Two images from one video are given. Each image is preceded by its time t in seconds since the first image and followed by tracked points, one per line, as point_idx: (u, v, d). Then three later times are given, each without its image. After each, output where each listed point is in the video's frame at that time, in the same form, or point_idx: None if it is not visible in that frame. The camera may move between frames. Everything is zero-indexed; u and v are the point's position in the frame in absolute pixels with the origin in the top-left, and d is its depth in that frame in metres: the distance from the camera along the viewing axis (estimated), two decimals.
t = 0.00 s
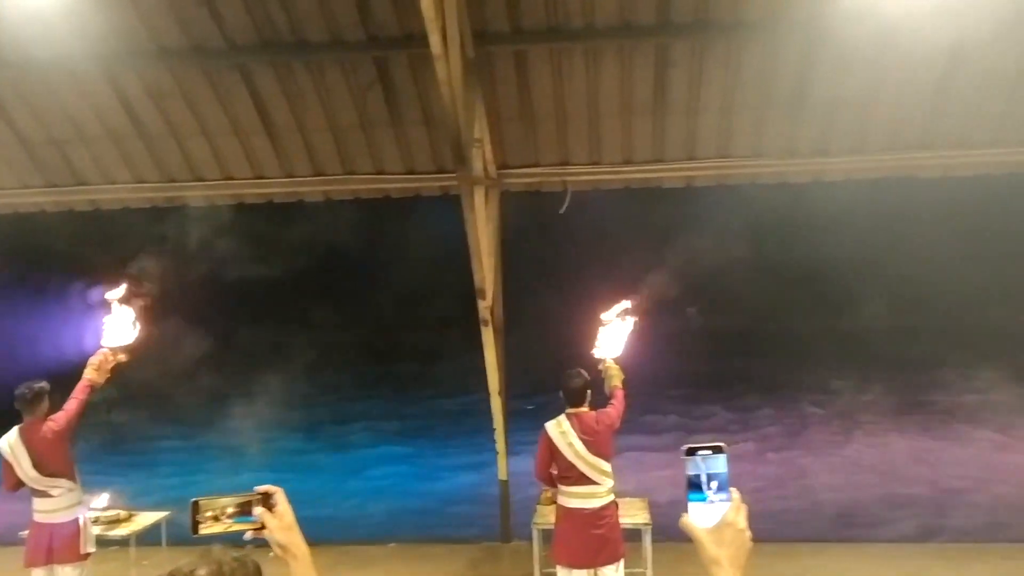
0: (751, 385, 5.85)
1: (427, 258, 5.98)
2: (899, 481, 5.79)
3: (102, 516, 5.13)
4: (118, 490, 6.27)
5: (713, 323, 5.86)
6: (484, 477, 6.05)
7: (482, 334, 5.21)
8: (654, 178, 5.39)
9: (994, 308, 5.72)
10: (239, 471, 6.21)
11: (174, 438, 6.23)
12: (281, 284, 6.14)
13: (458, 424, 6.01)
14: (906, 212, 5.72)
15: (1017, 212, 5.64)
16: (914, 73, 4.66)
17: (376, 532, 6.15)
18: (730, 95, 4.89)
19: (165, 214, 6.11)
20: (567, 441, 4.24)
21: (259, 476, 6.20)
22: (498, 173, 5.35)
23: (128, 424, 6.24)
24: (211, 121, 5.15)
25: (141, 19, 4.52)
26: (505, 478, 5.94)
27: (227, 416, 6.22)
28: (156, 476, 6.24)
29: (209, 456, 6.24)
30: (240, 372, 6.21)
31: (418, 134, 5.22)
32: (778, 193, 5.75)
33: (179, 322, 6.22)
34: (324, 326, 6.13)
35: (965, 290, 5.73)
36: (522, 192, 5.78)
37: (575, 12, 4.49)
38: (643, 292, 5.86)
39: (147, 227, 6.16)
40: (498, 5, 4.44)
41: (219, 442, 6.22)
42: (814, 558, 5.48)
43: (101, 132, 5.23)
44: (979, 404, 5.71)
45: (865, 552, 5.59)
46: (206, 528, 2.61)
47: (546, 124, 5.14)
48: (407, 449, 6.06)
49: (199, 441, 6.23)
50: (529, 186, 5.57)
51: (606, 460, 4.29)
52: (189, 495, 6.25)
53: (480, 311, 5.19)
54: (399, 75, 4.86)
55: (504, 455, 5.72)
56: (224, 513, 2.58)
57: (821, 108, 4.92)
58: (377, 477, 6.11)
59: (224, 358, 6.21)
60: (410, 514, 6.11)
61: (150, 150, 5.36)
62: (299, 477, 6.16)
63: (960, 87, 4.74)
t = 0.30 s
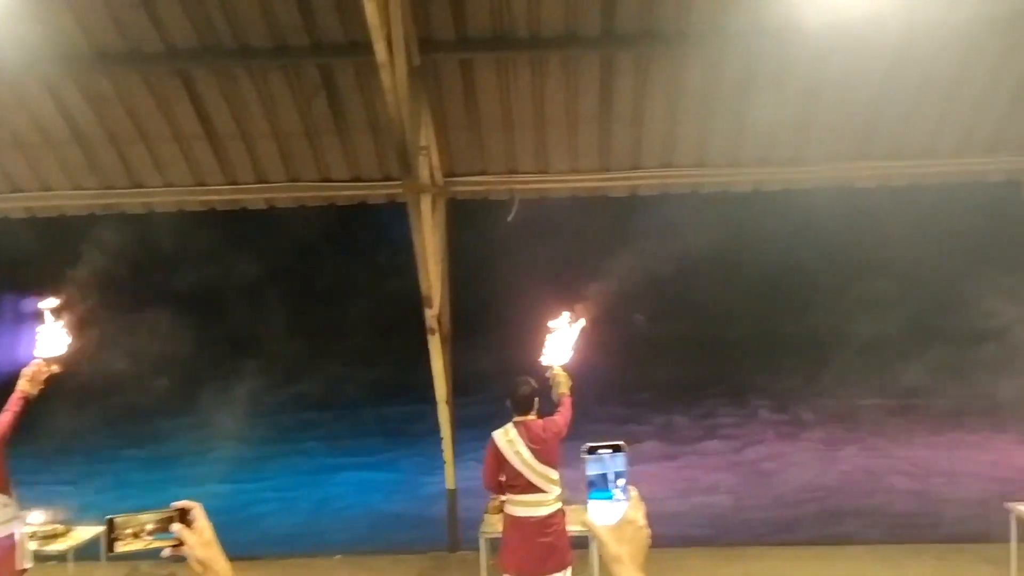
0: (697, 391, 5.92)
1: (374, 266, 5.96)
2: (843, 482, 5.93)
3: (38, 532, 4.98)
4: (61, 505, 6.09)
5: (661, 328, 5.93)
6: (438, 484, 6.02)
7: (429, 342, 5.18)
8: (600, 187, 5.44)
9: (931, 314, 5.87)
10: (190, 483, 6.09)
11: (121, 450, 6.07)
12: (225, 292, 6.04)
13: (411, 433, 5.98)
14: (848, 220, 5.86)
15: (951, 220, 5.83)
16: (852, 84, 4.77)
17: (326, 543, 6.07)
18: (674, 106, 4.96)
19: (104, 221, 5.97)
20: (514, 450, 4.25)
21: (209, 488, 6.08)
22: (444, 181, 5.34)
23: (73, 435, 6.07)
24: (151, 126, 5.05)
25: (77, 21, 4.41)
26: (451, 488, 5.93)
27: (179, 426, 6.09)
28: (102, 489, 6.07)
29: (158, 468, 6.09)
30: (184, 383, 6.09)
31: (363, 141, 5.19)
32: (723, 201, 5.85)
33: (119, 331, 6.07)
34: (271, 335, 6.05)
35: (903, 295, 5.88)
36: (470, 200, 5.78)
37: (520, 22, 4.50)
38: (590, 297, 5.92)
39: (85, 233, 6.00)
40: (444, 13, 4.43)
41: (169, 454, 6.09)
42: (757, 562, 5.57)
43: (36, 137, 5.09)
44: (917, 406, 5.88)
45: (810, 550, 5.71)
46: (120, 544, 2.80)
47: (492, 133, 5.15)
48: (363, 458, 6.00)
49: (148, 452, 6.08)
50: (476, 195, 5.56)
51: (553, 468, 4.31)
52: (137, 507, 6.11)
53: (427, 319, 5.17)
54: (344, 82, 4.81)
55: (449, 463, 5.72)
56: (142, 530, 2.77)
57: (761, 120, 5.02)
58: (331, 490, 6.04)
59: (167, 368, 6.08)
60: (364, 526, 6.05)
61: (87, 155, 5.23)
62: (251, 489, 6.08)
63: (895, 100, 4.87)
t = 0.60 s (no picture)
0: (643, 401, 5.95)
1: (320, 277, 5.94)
2: (784, 489, 6.03)
3: None
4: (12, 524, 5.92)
5: (604, 340, 5.95)
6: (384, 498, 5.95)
7: (373, 354, 5.10)
8: (546, 199, 5.46)
9: (870, 325, 6.01)
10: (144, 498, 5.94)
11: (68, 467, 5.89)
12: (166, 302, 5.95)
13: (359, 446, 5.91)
14: (788, 232, 6.01)
15: (886, 233, 6.02)
16: (790, 102, 4.89)
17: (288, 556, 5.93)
18: (617, 120, 5.01)
19: (41, 232, 5.84)
20: (461, 462, 4.24)
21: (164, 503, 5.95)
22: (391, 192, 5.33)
23: (16, 451, 5.89)
24: (88, 134, 4.94)
25: (10, 26, 4.30)
26: (399, 501, 5.66)
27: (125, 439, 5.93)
28: (48, 506, 5.89)
29: (107, 484, 5.91)
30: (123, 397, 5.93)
31: (306, 152, 5.15)
32: (666, 213, 5.94)
33: (55, 344, 5.92)
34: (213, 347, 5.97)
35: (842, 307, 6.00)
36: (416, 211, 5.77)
37: (465, 35, 4.50)
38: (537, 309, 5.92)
39: (21, 244, 5.87)
40: (388, 24, 4.42)
41: (118, 469, 5.93)
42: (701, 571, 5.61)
43: None
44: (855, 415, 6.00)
45: (756, 555, 5.78)
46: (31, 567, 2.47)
47: (438, 144, 5.14)
48: (319, 470, 5.92)
49: (96, 468, 5.90)
50: (422, 207, 5.54)
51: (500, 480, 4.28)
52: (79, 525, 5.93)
53: (371, 331, 5.10)
54: (287, 92, 4.77)
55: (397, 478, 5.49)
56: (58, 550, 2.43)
57: (703, 135, 5.10)
58: (288, 503, 5.94)
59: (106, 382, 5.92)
60: (322, 539, 5.93)
61: (21, 163, 5.09)
62: (207, 502, 5.96)
63: (831, 117, 4.99)
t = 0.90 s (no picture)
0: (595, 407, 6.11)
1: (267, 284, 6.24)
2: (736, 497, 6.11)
3: None
4: (4, 536, 6.19)
5: (555, 350, 6.15)
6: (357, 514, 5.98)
7: (325, 365, 4.99)
8: (500, 209, 5.47)
9: (807, 335, 6.27)
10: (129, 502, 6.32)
11: (55, 477, 6.27)
12: (143, 314, 6.49)
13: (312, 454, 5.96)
14: (724, 247, 6.36)
15: (818, 247, 6.36)
16: (742, 113, 4.96)
17: (265, 570, 5.96)
18: (571, 132, 5.04)
19: None
20: (415, 472, 4.09)
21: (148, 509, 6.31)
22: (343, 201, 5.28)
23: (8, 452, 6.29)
24: (32, 140, 4.84)
25: None
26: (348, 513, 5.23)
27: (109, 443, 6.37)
28: (37, 509, 6.22)
29: (95, 491, 6.32)
30: (101, 401, 6.41)
31: (257, 160, 5.10)
32: (609, 229, 6.23)
33: None
34: (186, 356, 6.47)
35: (780, 317, 6.29)
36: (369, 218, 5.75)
37: (419, 43, 4.50)
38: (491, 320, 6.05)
39: None
40: (341, 32, 4.39)
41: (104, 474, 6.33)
42: None
43: None
44: (802, 422, 6.15)
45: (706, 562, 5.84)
46: None
47: (391, 153, 5.11)
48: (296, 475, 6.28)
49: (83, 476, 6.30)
50: (375, 216, 5.51)
51: (455, 491, 4.20)
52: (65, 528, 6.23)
53: (323, 341, 4.96)
54: (237, 99, 4.71)
55: (348, 488, 5.18)
56: None
57: (655, 146, 5.16)
58: (258, 505, 6.24)
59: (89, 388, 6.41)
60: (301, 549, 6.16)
61: None
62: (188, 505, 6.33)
63: (781, 128, 5.07)
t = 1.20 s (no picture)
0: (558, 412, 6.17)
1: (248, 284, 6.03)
2: (698, 501, 6.20)
3: None
4: None
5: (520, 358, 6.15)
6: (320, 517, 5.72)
7: (287, 372, 4.91)
8: (464, 216, 5.48)
9: (767, 341, 6.37)
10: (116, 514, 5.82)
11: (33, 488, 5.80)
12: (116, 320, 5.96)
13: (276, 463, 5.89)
14: (689, 254, 6.40)
15: (781, 254, 6.43)
16: (705, 121, 5.00)
17: None
18: (535, 139, 5.06)
19: None
20: (379, 480, 4.05)
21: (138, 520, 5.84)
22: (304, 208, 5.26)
23: None
24: None
25: None
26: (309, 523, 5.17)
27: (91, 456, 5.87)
28: None
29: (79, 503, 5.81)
30: (78, 408, 5.89)
31: (218, 165, 5.05)
32: (575, 237, 6.24)
33: None
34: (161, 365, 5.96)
35: (743, 324, 6.38)
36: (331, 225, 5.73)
37: (382, 49, 4.48)
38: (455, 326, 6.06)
39: None
40: (302, 37, 4.36)
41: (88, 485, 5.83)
42: None
43: None
44: (762, 424, 6.29)
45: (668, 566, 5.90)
46: None
47: (352, 158, 5.08)
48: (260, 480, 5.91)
49: (62, 489, 5.81)
50: (338, 222, 5.49)
51: (420, 498, 4.15)
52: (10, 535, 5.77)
53: (284, 349, 4.87)
54: (196, 104, 4.65)
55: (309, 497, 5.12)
56: None
57: (617, 154, 5.19)
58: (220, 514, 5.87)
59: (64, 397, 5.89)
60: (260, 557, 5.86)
61: None
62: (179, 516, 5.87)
63: (742, 136, 5.12)
